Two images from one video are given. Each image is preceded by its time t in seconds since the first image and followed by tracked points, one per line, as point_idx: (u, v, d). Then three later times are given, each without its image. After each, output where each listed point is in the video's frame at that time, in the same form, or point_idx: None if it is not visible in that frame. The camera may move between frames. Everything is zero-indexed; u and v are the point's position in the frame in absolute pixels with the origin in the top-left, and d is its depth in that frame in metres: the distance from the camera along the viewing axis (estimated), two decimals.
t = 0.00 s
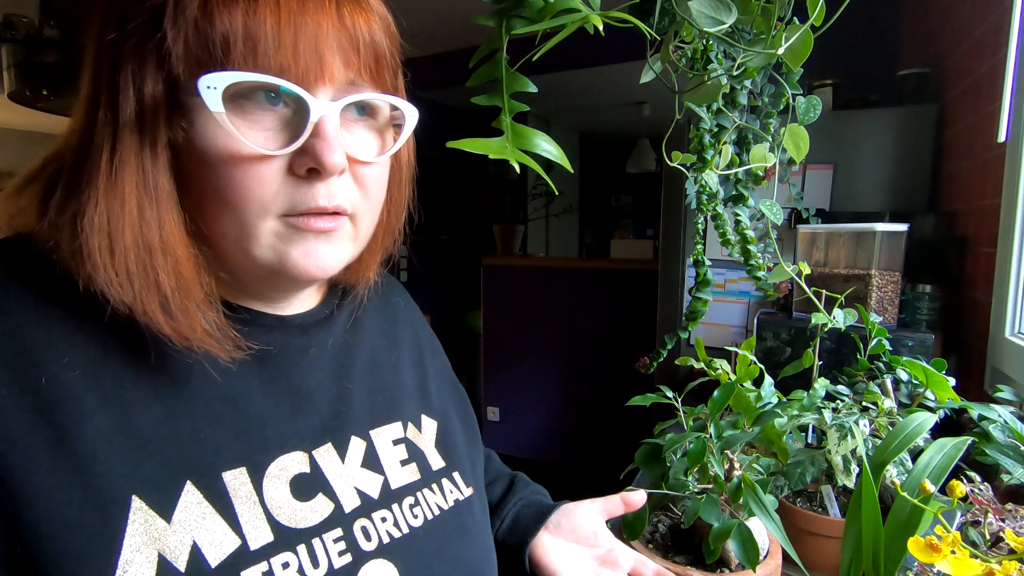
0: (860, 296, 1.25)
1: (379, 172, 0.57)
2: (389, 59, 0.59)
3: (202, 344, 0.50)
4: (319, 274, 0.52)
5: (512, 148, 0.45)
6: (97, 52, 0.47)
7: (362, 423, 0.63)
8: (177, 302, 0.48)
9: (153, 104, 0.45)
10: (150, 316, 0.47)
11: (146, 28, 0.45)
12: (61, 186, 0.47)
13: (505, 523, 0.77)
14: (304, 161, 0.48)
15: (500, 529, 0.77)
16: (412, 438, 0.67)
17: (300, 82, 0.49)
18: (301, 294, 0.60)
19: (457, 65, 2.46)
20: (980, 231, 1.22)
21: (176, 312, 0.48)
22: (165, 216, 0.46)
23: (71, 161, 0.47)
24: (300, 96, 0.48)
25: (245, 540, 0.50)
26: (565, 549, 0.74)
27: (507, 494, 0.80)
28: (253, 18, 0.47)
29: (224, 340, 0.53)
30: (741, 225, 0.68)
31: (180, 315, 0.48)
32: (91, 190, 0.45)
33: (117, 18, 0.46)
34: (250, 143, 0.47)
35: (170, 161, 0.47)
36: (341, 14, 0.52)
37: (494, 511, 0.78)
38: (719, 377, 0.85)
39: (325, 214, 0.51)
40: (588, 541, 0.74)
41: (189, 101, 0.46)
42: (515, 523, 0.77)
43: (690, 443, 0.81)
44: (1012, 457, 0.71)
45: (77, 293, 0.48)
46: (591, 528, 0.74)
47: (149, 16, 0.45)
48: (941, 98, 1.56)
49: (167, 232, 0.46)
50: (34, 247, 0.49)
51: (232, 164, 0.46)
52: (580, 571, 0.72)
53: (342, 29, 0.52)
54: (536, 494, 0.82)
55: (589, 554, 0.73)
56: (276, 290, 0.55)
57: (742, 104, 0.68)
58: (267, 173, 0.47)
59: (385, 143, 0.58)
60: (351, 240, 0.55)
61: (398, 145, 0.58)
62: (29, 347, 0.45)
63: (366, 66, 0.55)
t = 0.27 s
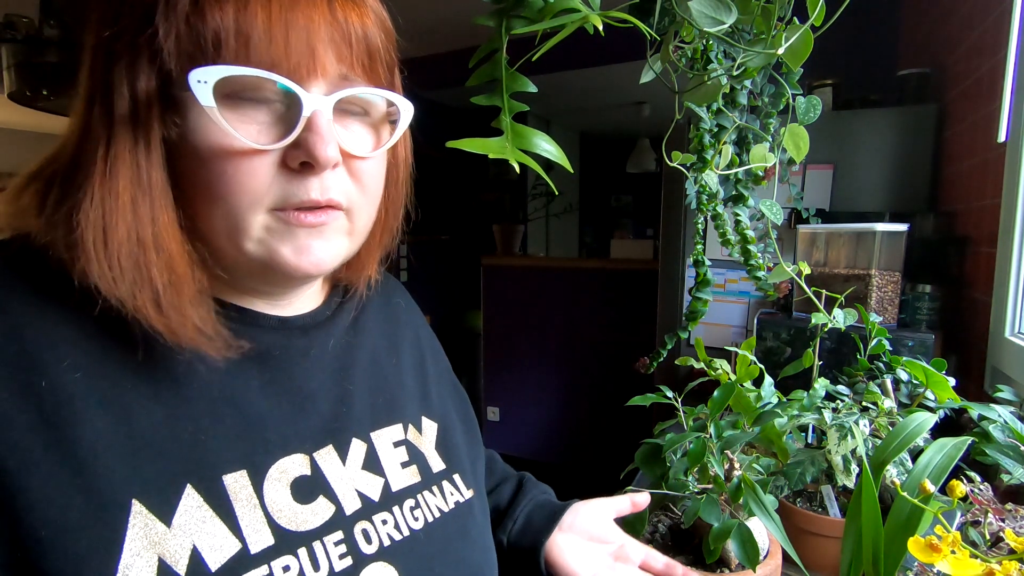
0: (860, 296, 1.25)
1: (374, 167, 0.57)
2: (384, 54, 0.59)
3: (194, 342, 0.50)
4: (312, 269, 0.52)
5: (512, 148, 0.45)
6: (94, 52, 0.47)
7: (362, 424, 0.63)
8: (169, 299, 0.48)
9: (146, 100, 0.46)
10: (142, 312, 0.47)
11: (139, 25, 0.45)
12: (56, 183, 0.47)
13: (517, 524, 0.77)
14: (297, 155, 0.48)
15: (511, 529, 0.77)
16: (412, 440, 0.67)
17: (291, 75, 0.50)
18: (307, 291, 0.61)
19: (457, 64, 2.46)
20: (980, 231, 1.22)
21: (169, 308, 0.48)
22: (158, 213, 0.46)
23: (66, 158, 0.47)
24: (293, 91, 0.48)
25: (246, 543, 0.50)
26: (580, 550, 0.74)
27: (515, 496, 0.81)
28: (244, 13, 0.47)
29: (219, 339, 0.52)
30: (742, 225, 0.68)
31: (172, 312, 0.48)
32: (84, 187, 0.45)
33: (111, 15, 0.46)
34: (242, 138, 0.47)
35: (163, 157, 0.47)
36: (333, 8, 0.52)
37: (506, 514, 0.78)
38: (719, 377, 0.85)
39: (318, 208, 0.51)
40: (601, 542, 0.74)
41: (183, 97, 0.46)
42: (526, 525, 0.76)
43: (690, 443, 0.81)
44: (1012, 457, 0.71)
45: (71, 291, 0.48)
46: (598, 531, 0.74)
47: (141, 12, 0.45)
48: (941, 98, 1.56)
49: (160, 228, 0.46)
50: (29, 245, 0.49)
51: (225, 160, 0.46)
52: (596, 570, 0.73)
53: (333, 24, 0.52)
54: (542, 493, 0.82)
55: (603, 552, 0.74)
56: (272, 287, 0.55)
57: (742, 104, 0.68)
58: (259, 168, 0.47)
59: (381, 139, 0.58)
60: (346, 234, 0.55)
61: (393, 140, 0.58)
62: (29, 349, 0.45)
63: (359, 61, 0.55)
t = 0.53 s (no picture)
0: (860, 296, 1.25)
1: (375, 167, 0.57)
2: (384, 53, 0.59)
3: (195, 341, 0.50)
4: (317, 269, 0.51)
5: (512, 148, 0.45)
6: (94, 51, 0.47)
7: (364, 424, 0.63)
8: (171, 298, 0.48)
9: (146, 100, 0.46)
10: (143, 311, 0.47)
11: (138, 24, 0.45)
12: (57, 184, 0.47)
13: (516, 527, 0.77)
14: (299, 154, 0.48)
15: (509, 532, 0.77)
16: (413, 440, 0.67)
17: (293, 75, 0.50)
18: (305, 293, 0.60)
19: (457, 64, 2.46)
20: (980, 231, 1.22)
21: (171, 308, 0.48)
22: (159, 212, 0.46)
23: (67, 158, 0.47)
24: (294, 90, 0.48)
25: (248, 543, 0.50)
26: (580, 552, 0.74)
27: (515, 497, 0.81)
28: (244, 13, 0.47)
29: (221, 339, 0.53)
30: (742, 225, 0.68)
31: (174, 312, 0.48)
32: (85, 186, 0.45)
33: (110, 15, 0.46)
34: (244, 137, 0.47)
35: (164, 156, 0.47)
36: (333, 6, 0.52)
37: (505, 516, 0.78)
38: (719, 377, 0.85)
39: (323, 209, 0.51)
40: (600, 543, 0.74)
41: (183, 96, 0.46)
42: (526, 526, 0.77)
43: (690, 443, 0.81)
44: (1012, 457, 0.71)
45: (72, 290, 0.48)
46: (597, 531, 0.74)
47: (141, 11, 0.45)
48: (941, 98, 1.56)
49: (162, 228, 0.46)
50: (30, 245, 0.49)
51: (227, 159, 0.46)
52: (593, 571, 0.72)
53: (334, 22, 0.52)
54: (543, 496, 0.82)
55: (602, 555, 0.73)
56: (274, 289, 0.55)
57: (742, 104, 0.68)
58: (262, 167, 0.47)
59: (382, 138, 0.58)
60: (349, 234, 0.55)
61: (394, 139, 0.58)
62: (31, 349, 0.44)
63: (359, 59, 0.55)
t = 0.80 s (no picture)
0: (860, 296, 1.25)
1: (376, 167, 0.57)
2: (385, 53, 0.59)
3: (195, 340, 0.50)
4: (315, 270, 0.52)
5: (512, 148, 0.45)
6: (97, 51, 0.47)
7: (364, 424, 0.63)
8: (172, 297, 0.48)
9: (148, 99, 0.46)
10: (145, 310, 0.47)
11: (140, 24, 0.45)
12: (59, 182, 0.47)
13: (516, 527, 0.77)
14: (299, 153, 0.48)
15: (510, 532, 0.77)
16: (413, 440, 0.67)
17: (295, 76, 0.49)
18: (305, 291, 0.61)
19: (457, 64, 2.46)
20: (980, 231, 1.22)
21: (172, 306, 0.48)
22: (160, 211, 0.46)
23: (69, 157, 0.47)
24: (296, 91, 0.48)
25: (247, 543, 0.51)
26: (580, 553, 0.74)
27: (515, 498, 0.80)
28: (246, 13, 0.47)
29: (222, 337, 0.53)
30: (742, 225, 0.68)
31: (175, 310, 0.48)
32: (87, 186, 0.45)
33: (112, 14, 0.46)
34: (245, 137, 0.47)
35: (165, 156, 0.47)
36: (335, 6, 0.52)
37: (504, 517, 0.78)
38: (719, 377, 0.85)
39: (323, 209, 0.51)
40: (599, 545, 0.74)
41: (185, 96, 0.46)
42: (525, 527, 0.76)
43: (690, 443, 0.81)
44: (1012, 457, 0.71)
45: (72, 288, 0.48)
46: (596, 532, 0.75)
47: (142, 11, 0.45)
48: (940, 98, 1.56)
49: (164, 226, 0.47)
50: (31, 244, 0.49)
51: (227, 159, 0.46)
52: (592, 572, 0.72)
53: (335, 23, 0.52)
54: (543, 496, 0.82)
55: (601, 557, 0.73)
56: (274, 286, 0.55)
57: (742, 104, 0.68)
58: (262, 167, 0.47)
59: (383, 138, 0.58)
60: (349, 235, 0.55)
61: (395, 140, 0.58)
62: (31, 349, 0.44)
63: (360, 60, 0.55)
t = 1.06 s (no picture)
0: (860, 295, 1.25)
1: (358, 168, 0.56)
2: (374, 52, 0.58)
3: (168, 328, 0.49)
4: (288, 270, 0.51)
5: (511, 148, 0.45)
6: (99, 51, 0.48)
7: (364, 425, 0.63)
8: (147, 288, 0.47)
9: (128, 95, 0.47)
10: (118, 298, 0.46)
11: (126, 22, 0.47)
12: (49, 178, 0.48)
13: (516, 529, 0.77)
14: (269, 149, 0.48)
15: (510, 534, 0.76)
16: (413, 441, 0.67)
17: (266, 70, 0.49)
18: (300, 293, 0.61)
19: (457, 64, 2.46)
20: (980, 231, 1.22)
21: (146, 297, 0.47)
22: (138, 205, 0.47)
23: (60, 154, 0.49)
24: (266, 84, 0.48)
25: (248, 544, 0.50)
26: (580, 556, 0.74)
27: (516, 498, 0.80)
28: (217, 7, 0.47)
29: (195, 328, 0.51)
30: (741, 225, 0.68)
31: (149, 301, 0.47)
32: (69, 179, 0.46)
33: (115, 14, 0.47)
34: (215, 133, 0.47)
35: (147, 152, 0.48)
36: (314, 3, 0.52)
37: (505, 518, 0.78)
38: (719, 377, 0.85)
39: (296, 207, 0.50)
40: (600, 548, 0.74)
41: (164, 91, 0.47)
42: (525, 530, 0.76)
43: (690, 442, 0.81)
44: (1012, 457, 0.71)
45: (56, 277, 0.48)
46: (597, 535, 0.75)
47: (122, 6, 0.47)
48: (940, 98, 1.56)
49: (141, 220, 0.47)
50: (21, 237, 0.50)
51: (200, 154, 0.47)
52: None
53: (313, 18, 0.51)
54: (544, 497, 0.82)
55: (602, 560, 0.74)
56: (260, 285, 0.55)
57: (742, 104, 0.68)
58: (231, 163, 0.47)
59: (368, 137, 0.57)
60: (328, 236, 0.54)
61: (379, 140, 0.57)
62: (31, 350, 0.44)
63: (342, 57, 0.54)
